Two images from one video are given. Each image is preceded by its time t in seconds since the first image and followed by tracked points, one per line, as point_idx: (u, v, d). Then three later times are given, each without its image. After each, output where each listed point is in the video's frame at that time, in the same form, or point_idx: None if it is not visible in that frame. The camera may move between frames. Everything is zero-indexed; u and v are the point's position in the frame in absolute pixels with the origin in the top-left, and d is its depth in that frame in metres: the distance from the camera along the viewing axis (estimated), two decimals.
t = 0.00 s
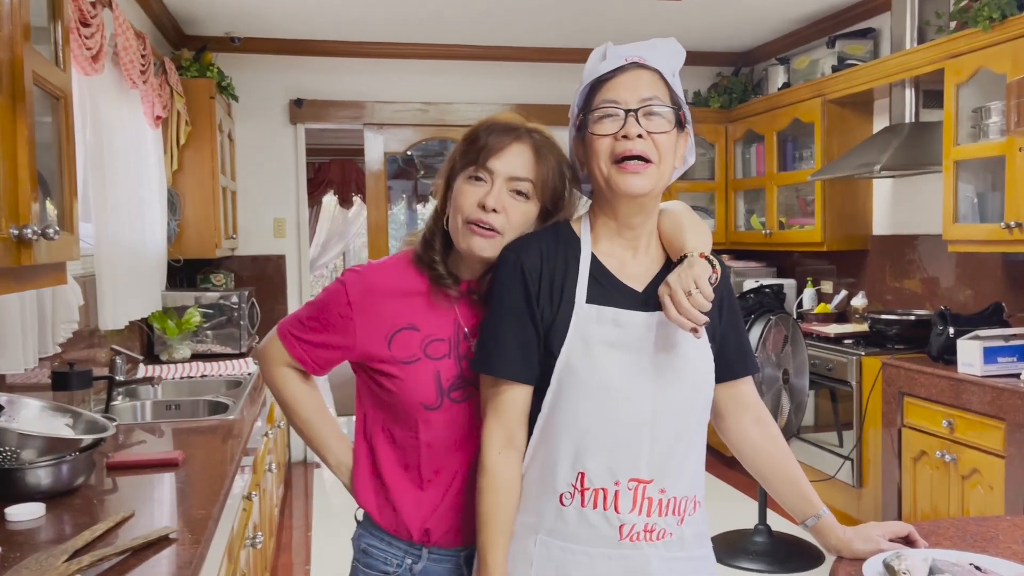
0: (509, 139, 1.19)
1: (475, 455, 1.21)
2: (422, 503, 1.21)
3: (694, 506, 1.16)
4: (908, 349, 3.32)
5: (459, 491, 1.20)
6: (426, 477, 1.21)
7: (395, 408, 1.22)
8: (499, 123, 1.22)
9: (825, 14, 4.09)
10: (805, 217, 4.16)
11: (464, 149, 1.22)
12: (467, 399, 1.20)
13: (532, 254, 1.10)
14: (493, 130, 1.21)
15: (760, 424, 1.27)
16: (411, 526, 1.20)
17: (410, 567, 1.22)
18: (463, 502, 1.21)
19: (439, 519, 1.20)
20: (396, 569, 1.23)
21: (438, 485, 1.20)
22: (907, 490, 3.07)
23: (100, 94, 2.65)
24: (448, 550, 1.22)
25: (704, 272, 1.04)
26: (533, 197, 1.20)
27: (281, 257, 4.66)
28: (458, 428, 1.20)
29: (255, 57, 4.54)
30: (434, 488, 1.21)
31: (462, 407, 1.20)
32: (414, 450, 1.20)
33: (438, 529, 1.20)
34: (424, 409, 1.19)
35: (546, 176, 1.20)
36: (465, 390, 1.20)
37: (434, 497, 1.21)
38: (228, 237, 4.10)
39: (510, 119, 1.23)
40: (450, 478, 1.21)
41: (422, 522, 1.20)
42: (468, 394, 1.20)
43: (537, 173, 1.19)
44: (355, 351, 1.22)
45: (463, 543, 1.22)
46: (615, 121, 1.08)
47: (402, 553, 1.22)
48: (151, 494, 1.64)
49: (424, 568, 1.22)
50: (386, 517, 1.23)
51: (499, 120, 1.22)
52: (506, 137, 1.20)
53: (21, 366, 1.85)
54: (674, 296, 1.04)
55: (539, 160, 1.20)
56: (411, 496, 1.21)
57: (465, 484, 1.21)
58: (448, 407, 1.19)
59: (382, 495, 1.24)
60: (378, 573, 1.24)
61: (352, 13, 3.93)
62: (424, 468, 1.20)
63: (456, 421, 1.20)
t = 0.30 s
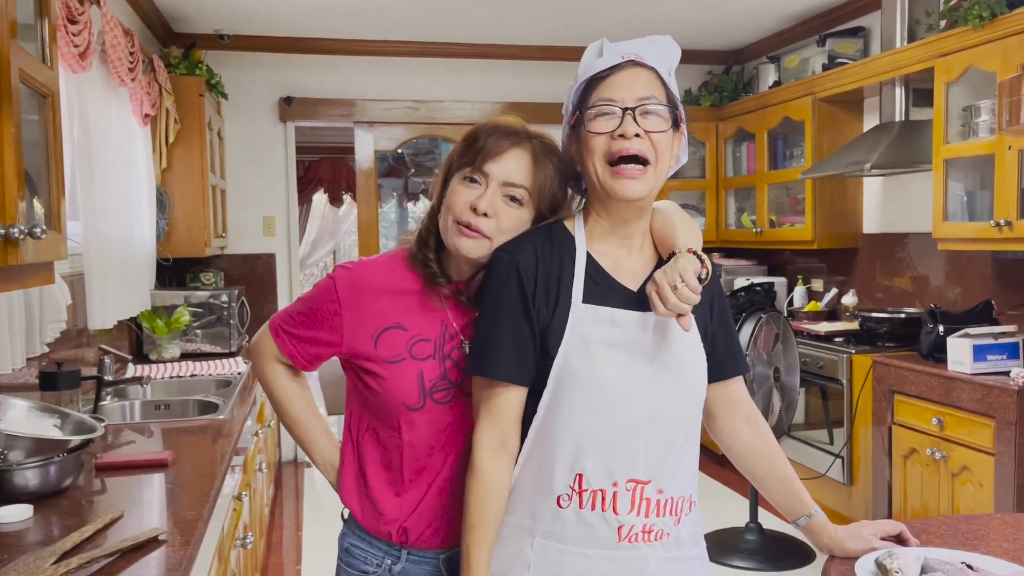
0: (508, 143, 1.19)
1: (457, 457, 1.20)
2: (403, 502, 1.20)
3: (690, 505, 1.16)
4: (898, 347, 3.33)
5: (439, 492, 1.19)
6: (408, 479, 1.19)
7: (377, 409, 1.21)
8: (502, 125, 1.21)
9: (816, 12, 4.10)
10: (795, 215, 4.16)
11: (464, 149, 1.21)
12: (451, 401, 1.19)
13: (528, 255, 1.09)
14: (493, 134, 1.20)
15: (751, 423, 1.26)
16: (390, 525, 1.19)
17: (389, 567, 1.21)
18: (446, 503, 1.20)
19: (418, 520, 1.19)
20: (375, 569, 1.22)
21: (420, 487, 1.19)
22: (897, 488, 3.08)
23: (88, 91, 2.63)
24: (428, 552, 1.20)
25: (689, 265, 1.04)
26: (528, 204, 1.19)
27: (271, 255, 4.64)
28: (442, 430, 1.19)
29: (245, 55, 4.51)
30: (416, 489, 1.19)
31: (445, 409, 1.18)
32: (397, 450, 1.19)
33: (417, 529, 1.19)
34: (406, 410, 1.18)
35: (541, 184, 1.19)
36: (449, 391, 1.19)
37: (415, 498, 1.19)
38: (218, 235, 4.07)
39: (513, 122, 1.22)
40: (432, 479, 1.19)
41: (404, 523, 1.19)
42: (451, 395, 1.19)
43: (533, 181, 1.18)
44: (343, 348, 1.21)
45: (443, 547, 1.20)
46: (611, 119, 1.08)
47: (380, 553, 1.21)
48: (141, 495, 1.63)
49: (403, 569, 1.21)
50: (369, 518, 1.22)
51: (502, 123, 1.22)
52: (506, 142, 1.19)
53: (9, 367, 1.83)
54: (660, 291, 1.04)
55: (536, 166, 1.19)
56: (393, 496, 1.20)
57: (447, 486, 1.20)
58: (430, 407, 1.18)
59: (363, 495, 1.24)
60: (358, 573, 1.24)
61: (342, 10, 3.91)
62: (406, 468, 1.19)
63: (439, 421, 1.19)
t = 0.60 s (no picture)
0: (497, 142, 1.19)
1: (444, 457, 1.19)
2: (388, 502, 1.19)
3: (677, 508, 1.15)
4: (888, 345, 3.34)
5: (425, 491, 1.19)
6: (393, 478, 1.19)
7: (364, 408, 1.21)
8: (493, 125, 1.21)
9: (806, 11, 4.11)
10: (785, 213, 4.17)
11: (455, 148, 1.21)
12: (438, 401, 1.18)
13: (514, 255, 1.09)
14: (485, 133, 1.20)
15: (742, 424, 1.26)
16: (375, 525, 1.19)
17: (376, 566, 1.21)
18: (431, 504, 1.19)
19: (404, 520, 1.19)
20: (361, 568, 1.22)
21: (406, 485, 1.19)
22: (886, 485, 3.09)
23: (76, 89, 2.61)
24: (414, 552, 1.20)
25: (724, 276, 1.07)
26: (516, 204, 1.19)
27: (261, 254, 4.62)
28: (429, 429, 1.18)
29: (235, 52, 4.50)
30: (402, 489, 1.19)
31: (432, 408, 1.18)
32: (383, 450, 1.19)
33: (403, 529, 1.19)
34: (391, 408, 1.18)
35: (530, 184, 1.18)
36: (435, 391, 1.18)
37: (400, 497, 1.19)
38: (208, 234, 4.06)
39: (504, 122, 1.23)
40: (418, 479, 1.19)
41: (389, 522, 1.19)
42: (439, 395, 1.18)
43: (522, 180, 1.18)
44: (332, 343, 1.22)
45: (429, 547, 1.20)
46: (602, 110, 1.08)
47: (367, 552, 1.21)
48: (131, 495, 1.62)
49: (389, 568, 1.20)
50: (356, 517, 1.22)
51: (493, 122, 1.22)
52: (497, 141, 1.19)
53: None
54: (698, 300, 1.05)
55: (526, 167, 1.18)
56: (378, 496, 1.20)
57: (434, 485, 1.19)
58: (417, 407, 1.18)
59: (350, 494, 1.24)
60: (345, 571, 1.24)
61: (332, 8, 3.90)
62: (391, 468, 1.19)
63: (425, 421, 1.18)
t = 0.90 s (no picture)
0: (487, 141, 1.19)
1: (431, 456, 1.19)
2: (376, 501, 1.19)
3: (664, 503, 1.14)
4: (877, 343, 3.35)
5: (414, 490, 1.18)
6: (383, 477, 1.19)
7: (352, 406, 1.21)
8: (481, 125, 1.22)
9: (795, 10, 4.12)
10: (775, 211, 4.19)
11: (445, 147, 1.21)
12: (426, 400, 1.18)
13: (502, 251, 1.09)
14: (475, 133, 1.20)
15: (726, 419, 1.27)
16: (363, 524, 1.19)
17: (364, 565, 1.21)
18: (421, 502, 1.19)
19: (392, 518, 1.19)
20: (350, 567, 1.21)
21: (394, 484, 1.19)
22: (875, 481, 3.10)
23: (63, 87, 2.60)
24: (403, 550, 1.20)
25: (722, 276, 1.07)
26: (505, 203, 1.18)
27: (251, 252, 4.61)
28: (417, 429, 1.18)
29: (224, 50, 4.48)
30: (390, 488, 1.19)
31: (420, 408, 1.18)
32: (370, 448, 1.19)
33: (391, 528, 1.19)
34: (379, 408, 1.18)
35: (519, 182, 1.19)
36: (423, 390, 1.18)
37: (388, 496, 1.19)
38: (197, 232, 4.04)
39: (493, 122, 1.23)
40: (406, 478, 1.18)
41: (378, 522, 1.19)
42: (426, 394, 1.18)
43: (511, 180, 1.18)
44: (318, 343, 1.22)
45: (418, 545, 1.20)
46: (587, 124, 1.07)
47: (355, 550, 1.21)
48: (118, 495, 1.62)
49: (378, 566, 1.20)
50: (343, 515, 1.22)
51: (483, 122, 1.22)
52: (486, 140, 1.19)
53: None
54: (699, 299, 1.05)
55: (517, 167, 1.19)
56: (366, 494, 1.20)
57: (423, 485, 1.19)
58: (404, 406, 1.18)
59: (338, 492, 1.23)
60: (333, 570, 1.23)
61: (322, 6, 3.90)
62: (377, 468, 1.18)
63: (412, 422, 1.18)
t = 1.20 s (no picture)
0: (484, 136, 1.19)
1: (430, 454, 1.19)
2: (375, 498, 1.20)
3: (663, 499, 1.14)
4: (871, 340, 3.36)
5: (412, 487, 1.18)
6: (380, 475, 1.19)
7: (353, 404, 1.21)
8: (478, 120, 1.22)
9: (789, 8, 4.13)
10: (770, 210, 4.19)
11: (442, 144, 1.22)
12: (425, 398, 1.18)
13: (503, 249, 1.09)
14: (470, 128, 1.20)
15: (721, 416, 1.26)
16: (362, 522, 1.19)
17: (363, 562, 1.21)
18: (419, 499, 1.19)
19: (391, 516, 1.19)
20: (348, 564, 1.21)
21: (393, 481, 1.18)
22: (870, 479, 3.10)
23: (56, 85, 2.59)
24: (402, 548, 1.19)
25: (713, 271, 1.07)
26: (503, 196, 1.18)
27: (246, 251, 4.60)
28: (416, 425, 1.18)
29: (218, 48, 4.47)
30: (389, 485, 1.19)
31: (419, 405, 1.18)
32: (369, 446, 1.19)
33: (390, 525, 1.19)
34: (379, 405, 1.18)
35: (518, 177, 1.19)
36: (422, 387, 1.18)
37: (387, 494, 1.19)
38: (192, 231, 4.03)
39: (488, 117, 1.23)
40: (405, 476, 1.19)
41: (377, 519, 1.19)
42: (425, 392, 1.18)
43: (510, 173, 1.18)
44: (317, 341, 1.22)
45: (417, 543, 1.20)
46: (590, 120, 1.07)
47: (354, 547, 1.21)
48: (114, 494, 1.61)
49: (375, 564, 1.20)
50: (341, 512, 1.22)
51: (479, 118, 1.22)
52: (482, 135, 1.19)
53: None
54: (686, 293, 1.05)
55: (514, 159, 1.19)
56: (365, 491, 1.20)
57: (421, 482, 1.19)
58: (403, 403, 1.18)
59: (336, 490, 1.23)
60: (330, 567, 1.23)
61: (316, 4, 3.89)
62: (376, 465, 1.19)
63: (411, 420, 1.18)
